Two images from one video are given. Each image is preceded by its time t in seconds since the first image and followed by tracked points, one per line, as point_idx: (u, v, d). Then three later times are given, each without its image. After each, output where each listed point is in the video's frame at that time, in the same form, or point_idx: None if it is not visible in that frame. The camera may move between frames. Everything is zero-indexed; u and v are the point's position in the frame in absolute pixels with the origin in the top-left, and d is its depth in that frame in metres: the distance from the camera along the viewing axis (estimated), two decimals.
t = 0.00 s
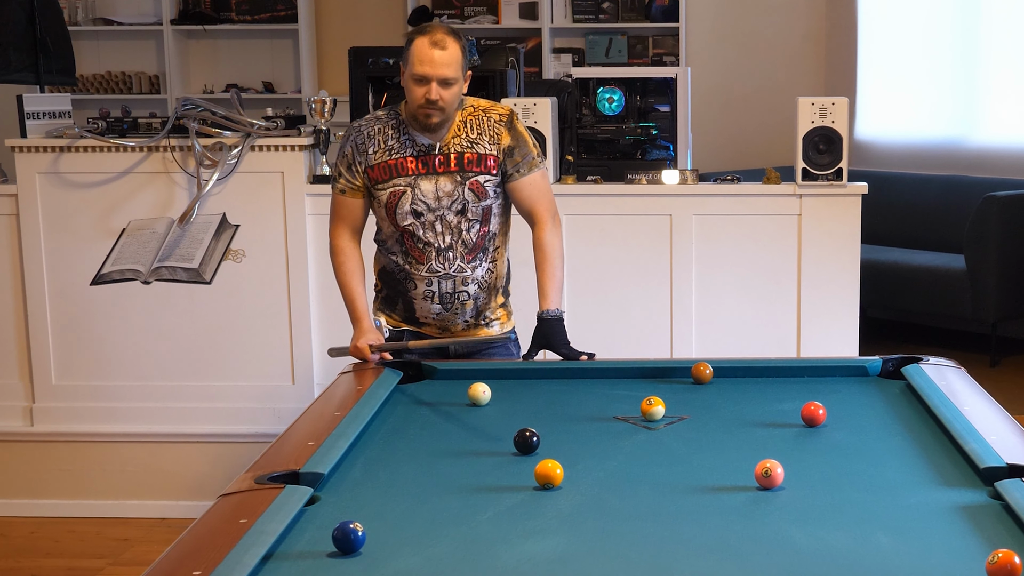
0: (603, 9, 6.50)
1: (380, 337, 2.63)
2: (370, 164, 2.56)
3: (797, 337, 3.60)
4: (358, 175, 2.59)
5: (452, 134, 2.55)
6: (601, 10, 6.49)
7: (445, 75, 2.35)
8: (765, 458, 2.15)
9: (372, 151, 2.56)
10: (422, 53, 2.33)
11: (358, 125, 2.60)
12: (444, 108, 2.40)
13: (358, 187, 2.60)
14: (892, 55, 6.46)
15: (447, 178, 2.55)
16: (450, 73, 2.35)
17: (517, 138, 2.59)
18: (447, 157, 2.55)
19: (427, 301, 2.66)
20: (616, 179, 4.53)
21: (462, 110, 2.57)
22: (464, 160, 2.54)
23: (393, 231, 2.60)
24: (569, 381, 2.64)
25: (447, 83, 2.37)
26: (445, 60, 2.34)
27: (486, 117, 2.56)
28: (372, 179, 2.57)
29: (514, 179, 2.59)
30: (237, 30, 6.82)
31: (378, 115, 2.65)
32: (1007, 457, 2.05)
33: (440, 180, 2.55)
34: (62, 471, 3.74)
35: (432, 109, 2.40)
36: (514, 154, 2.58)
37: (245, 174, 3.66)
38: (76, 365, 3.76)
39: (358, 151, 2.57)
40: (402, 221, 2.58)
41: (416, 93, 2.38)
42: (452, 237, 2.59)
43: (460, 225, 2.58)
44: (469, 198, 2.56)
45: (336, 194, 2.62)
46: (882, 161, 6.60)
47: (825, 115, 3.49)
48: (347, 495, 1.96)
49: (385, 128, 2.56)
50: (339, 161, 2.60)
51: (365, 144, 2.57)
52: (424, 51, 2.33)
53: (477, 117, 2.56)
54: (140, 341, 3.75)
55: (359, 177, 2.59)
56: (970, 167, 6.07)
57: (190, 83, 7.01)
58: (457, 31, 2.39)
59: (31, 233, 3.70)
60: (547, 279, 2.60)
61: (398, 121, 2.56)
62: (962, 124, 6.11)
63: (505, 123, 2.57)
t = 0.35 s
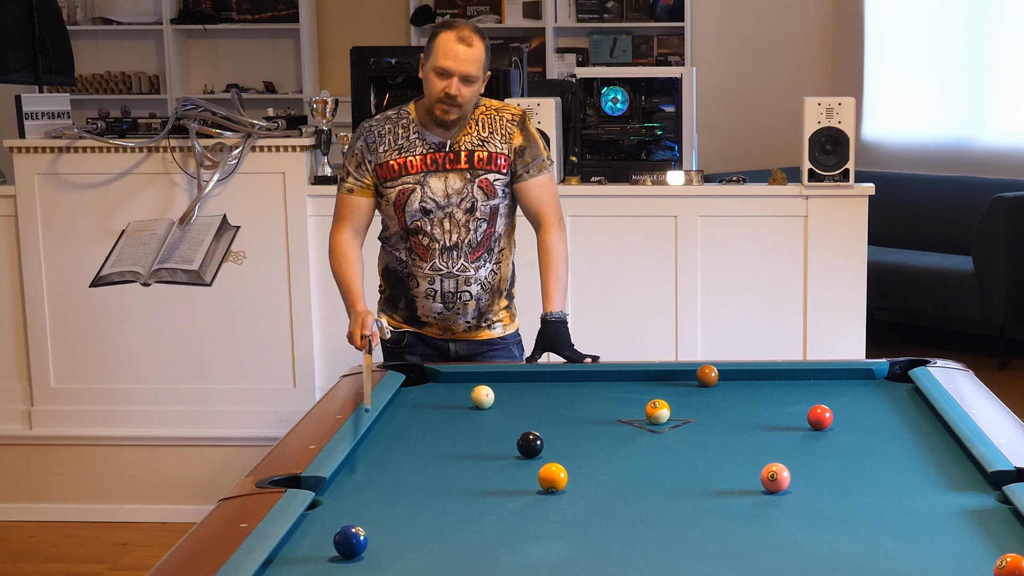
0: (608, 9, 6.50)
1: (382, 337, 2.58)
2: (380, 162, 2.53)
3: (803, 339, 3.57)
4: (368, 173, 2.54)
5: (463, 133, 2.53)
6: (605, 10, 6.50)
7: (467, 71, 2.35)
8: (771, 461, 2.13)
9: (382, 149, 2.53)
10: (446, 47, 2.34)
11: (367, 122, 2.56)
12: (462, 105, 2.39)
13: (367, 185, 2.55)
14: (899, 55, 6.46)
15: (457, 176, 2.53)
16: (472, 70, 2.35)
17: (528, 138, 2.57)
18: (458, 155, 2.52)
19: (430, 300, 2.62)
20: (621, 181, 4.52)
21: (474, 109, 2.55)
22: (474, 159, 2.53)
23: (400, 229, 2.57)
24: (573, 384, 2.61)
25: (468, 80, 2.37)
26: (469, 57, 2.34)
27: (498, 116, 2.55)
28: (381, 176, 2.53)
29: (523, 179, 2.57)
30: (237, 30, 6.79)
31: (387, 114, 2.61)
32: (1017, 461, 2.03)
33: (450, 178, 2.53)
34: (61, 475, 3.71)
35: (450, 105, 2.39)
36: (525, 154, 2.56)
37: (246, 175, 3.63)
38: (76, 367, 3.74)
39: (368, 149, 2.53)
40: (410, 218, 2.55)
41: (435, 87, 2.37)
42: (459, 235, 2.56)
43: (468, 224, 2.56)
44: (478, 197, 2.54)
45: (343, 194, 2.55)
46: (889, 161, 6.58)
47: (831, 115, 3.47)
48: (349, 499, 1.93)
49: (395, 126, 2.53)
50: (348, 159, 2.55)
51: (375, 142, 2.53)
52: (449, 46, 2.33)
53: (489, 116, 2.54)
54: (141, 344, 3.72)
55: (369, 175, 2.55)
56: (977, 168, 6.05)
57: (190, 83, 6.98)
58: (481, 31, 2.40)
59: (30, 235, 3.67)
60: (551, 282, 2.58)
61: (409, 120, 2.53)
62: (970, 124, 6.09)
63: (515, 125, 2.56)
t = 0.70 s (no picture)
0: (612, 8, 6.46)
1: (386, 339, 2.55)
2: (390, 158, 2.50)
3: (810, 342, 3.55)
4: (381, 165, 2.50)
5: (471, 133, 2.50)
6: (610, 9, 6.46)
7: (478, 69, 2.33)
8: (777, 465, 2.10)
9: (393, 145, 2.50)
10: (458, 44, 2.32)
11: (379, 117, 2.53)
12: (472, 104, 2.37)
13: (381, 176, 2.50)
14: (907, 55, 6.44)
15: (465, 176, 2.50)
16: (483, 69, 2.33)
17: (535, 139, 2.54)
18: (465, 155, 2.50)
19: (434, 301, 2.60)
20: (625, 182, 4.53)
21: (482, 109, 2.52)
22: (482, 158, 2.50)
23: (406, 228, 2.55)
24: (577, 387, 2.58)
25: (478, 78, 2.35)
26: (481, 55, 2.32)
27: (507, 117, 2.53)
28: (391, 172, 2.50)
29: (530, 180, 2.55)
30: (238, 29, 6.76)
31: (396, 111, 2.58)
32: None
33: (459, 178, 2.50)
34: (60, 478, 3.68)
35: (461, 103, 2.37)
36: (531, 156, 2.53)
37: (247, 176, 3.61)
38: (75, 370, 3.71)
39: (380, 143, 2.50)
40: (417, 217, 2.52)
41: (446, 85, 2.35)
42: (465, 235, 2.54)
43: (474, 224, 2.53)
44: (486, 199, 2.52)
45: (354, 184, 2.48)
46: (896, 162, 6.56)
47: (837, 116, 3.44)
48: (351, 503, 1.91)
49: (404, 123, 2.50)
50: (359, 152, 2.51)
51: (387, 137, 2.50)
52: (461, 43, 2.32)
53: (497, 116, 2.52)
54: (140, 346, 3.70)
55: (382, 167, 2.50)
56: (986, 169, 6.03)
57: (190, 83, 6.95)
58: (491, 31, 2.39)
59: (29, 236, 3.65)
60: (555, 285, 2.54)
61: (417, 119, 2.50)
62: (979, 125, 6.06)
63: (524, 126, 2.54)
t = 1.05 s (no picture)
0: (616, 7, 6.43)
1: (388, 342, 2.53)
2: (392, 162, 2.47)
3: (816, 345, 3.52)
4: (381, 171, 2.48)
5: (475, 133, 2.47)
6: (614, 8, 6.43)
7: (484, 71, 2.31)
8: (783, 469, 2.08)
9: (394, 148, 2.47)
10: (463, 47, 2.30)
11: (379, 119, 2.50)
12: (478, 106, 2.35)
13: (380, 183, 2.48)
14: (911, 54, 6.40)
15: (470, 177, 2.47)
16: (489, 70, 2.31)
17: (540, 140, 2.51)
18: (470, 156, 2.47)
19: (439, 303, 2.58)
20: (630, 182, 4.41)
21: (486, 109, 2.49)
22: (487, 159, 2.47)
23: (411, 231, 2.52)
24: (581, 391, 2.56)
25: (484, 80, 2.32)
26: (486, 57, 2.30)
27: (510, 116, 2.50)
28: (392, 176, 2.47)
29: (535, 182, 2.52)
30: (238, 28, 6.73)
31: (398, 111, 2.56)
32: None
33: (463, 179, 2.47)
34: (59, 483, 3.65)
35: (467, 105, 2.34)
36: (536, 157, 2.51)
37: (248, 176, 3.58)
38: (74, 373, 3.69)
39: (381, 147, 2.47)
40: (421, 220, 2.50)
41: (451, 87, 2.32)
42: (470, 237, 2.51)
43: (479, 226, 2.51)
44: (491, 199, 2.49)
45: (354, 192, 2.47)
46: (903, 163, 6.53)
47: (843, 116, 3.40)
48: (353, 508, 1.88)
49: (405, 125, 2.47)
50: (359, 156, 2.48)
51: (388, 140, 2.47)
52: (465, 45, 2.29)
53: (502, 116, 2.49)
54: (140, 348, 3.68)
55: (382, 173, 2.48)
56: (994, 169, 6.00)
57: (190, 83, 6.92)
58: (495, 32, 2.37)
59: (27, 238, 3.62)
60: (559, 286, 2.52)
61: (421, 119, 2.47)
62: (986, 125, 6.04)
63: (527, 126, 2.51)
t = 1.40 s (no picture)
0: (621, 7, 6.42)
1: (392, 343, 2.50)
2: (385, 154, 2.48)
3: (822, 348, 3.50)
4: (371, 166, 2.50)
5: (474, 128, 2.47)
6: (618, 7, 6.42)
7: (483, 64, 2.29)
8: (789, 473, 2.05)
9: (388, 140, 2.48)
10: (460, 41, 2.28)
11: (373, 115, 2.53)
12: (479, 99, 2.34)
13: (371, 179, 2.51)
14: (919, 55, 6.40)
15: (466, 168, 2.46)
16: (488, 63, 2.30)
17: (543, 140, 2.51)
18: (469, 149, 2.46)
19: (442, 302, 2.54)
20: (634, 183, 4.44)
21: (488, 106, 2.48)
22: (486, 152, 2.46)
23: (409, 226, 2.50)
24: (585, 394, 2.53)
25: (484, 73, 2.31)
26: (484, 49, 2.29)
27: (510, 113, 2.49)
28: (386, 168, 2.48)
29: (535, 180, 2.51)
30: (239, 28, 6.71)
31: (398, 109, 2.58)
32: None
33: (459, 170, 2.46)
34: (59, 486, 3.63)
35: (468, 99, 2.34)
36: (538, 155, 2.50)
37: (249, 177, 3.56)
38: (73, 375, 3.67)
39: (372, 141, 2.49)
40: (418, 212, 2.47)
41: (450, 82, 2.32)
42: (468, 229, 2.48)
43: (478, 219, 2.48)
44: (488, 190, 2.47)
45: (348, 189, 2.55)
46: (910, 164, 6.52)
47: (850, 117, 3.40)
48: (354, 512, 1.86)
49: (400, 118, 2.48)
50: (354, 152, 2.53)
51: (380, 133, 2.49)
52: (463, 39, 2.28)
53: (503, 113, 2.48)
54: (140, 351, 3.65)
55: (371, 168, 2.51)
56: (1002, 170, 5.99)
57: (191, 83, 6.90)
58: (492, 22, 2.34)
59: (26, 240, 3.60)
60: (562, 286, 2.50)
61: (419, 112, 2.48)
62: (994, 125, 6.03)
63: (528, 122, 2.50)
